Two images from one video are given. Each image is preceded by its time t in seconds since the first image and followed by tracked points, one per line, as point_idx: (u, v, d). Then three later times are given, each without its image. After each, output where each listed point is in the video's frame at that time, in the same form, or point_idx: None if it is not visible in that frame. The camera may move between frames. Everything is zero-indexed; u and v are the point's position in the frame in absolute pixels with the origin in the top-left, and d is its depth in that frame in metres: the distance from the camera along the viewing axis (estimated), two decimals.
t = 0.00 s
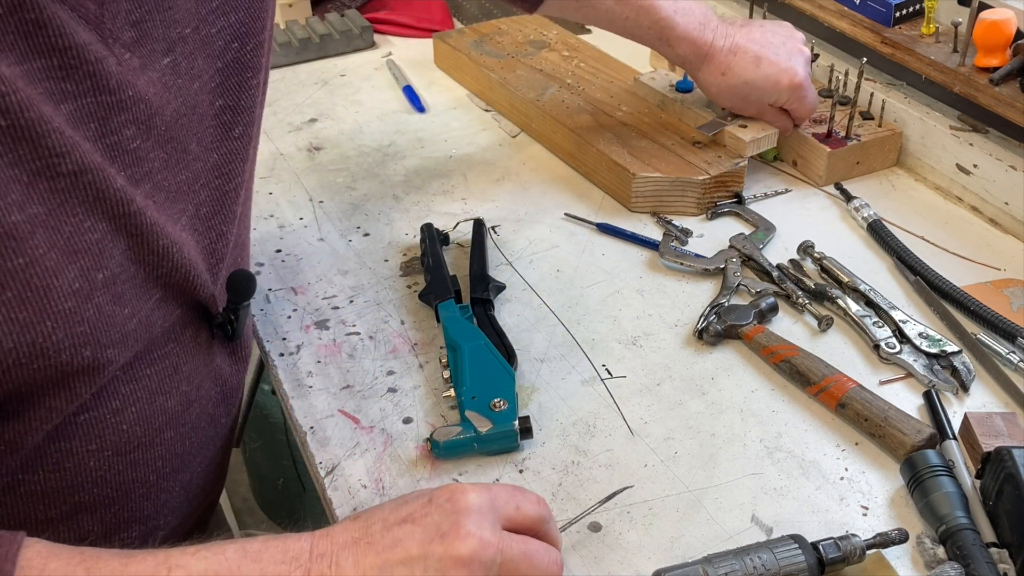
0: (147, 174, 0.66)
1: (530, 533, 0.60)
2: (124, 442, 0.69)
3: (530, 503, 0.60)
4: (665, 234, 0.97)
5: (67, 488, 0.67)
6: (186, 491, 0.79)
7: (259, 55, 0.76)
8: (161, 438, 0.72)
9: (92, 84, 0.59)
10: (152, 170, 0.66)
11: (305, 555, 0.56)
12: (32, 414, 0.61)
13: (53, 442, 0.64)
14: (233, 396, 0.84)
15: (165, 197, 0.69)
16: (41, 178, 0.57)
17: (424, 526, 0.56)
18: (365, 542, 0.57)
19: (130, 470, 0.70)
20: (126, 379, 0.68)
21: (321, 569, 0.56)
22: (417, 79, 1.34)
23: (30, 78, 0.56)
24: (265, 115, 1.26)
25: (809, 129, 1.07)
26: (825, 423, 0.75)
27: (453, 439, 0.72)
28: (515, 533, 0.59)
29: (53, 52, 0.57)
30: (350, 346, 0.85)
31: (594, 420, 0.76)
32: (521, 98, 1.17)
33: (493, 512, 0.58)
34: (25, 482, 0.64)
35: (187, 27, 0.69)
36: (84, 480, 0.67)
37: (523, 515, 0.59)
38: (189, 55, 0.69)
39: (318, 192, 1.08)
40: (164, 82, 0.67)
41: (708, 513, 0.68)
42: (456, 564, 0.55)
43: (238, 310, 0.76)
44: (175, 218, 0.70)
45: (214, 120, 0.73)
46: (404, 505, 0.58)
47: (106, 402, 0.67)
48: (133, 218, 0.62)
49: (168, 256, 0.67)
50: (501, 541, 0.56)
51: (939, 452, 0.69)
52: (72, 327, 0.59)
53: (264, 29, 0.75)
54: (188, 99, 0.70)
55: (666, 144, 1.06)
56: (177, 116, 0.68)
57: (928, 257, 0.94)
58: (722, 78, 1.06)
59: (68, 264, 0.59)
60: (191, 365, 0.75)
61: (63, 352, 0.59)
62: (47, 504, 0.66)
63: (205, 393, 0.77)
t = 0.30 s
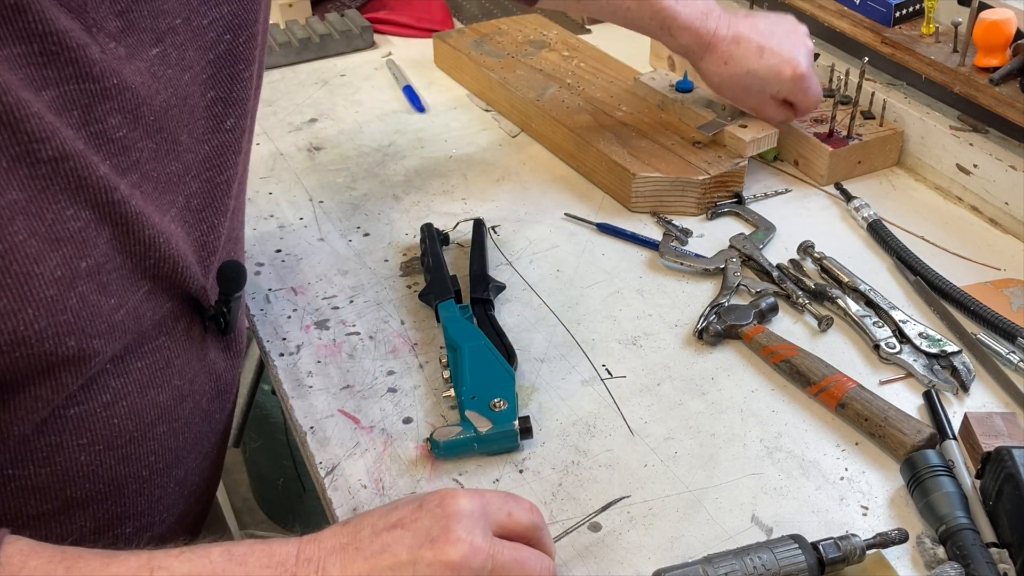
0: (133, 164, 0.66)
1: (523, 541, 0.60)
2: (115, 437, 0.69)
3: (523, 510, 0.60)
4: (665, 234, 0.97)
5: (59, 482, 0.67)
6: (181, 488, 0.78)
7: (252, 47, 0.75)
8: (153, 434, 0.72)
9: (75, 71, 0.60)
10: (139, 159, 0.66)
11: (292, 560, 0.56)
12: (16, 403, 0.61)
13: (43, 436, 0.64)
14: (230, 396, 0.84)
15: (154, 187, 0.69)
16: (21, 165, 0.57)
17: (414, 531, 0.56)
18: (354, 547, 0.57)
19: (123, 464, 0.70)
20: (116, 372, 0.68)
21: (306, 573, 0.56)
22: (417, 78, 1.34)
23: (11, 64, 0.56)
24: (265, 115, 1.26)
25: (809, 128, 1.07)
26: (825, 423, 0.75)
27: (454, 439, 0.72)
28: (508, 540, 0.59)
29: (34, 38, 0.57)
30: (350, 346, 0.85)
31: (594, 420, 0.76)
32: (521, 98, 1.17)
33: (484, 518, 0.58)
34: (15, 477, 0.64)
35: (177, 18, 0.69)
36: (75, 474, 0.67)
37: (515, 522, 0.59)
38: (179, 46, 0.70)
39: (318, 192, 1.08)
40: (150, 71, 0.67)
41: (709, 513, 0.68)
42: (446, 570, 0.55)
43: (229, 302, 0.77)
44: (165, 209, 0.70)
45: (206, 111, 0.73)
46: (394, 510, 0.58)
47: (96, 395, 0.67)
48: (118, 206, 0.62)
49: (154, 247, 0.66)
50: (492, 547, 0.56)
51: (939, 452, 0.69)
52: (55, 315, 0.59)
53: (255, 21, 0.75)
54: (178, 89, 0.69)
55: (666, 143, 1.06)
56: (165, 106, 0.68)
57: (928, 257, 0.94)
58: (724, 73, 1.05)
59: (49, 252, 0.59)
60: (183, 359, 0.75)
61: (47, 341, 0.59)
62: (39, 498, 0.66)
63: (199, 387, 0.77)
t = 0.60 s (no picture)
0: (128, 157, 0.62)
1: (494, 551, 0.57)
2: (133, 428, 0.66)
3: (497, 520, 0.56)
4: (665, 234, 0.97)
5: (78, 475, 0.64)
6: (204, 478, 0.76)
7: (213, 41, 0.71)
8: (170, 425, 0.69)
9: (44, 65, 0.56)
10: (132, 154, 0.62)
11: (258, 559, 0.51)
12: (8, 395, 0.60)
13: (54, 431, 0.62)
14: (247, 387, 0.81)
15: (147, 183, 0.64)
16: None
17: (386, 539, 0.52)
18: (322, 549, 0.52)
19: (144, 455, 0.68)
20: (129, 363, 0.65)
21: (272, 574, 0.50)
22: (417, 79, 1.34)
23: None
24: (265, 115, 1.26)
25: (809, 129, 1.07)
26: (825, 423, 0.75)
27: (453, 439, 0.72)
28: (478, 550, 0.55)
29: None
30: (350, 346, 0.85)
31: (594, 420, 0.76)
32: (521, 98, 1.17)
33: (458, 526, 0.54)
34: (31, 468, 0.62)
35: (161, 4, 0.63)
36: (95, 466, 0.65)
37: (488, 531, 0.56)
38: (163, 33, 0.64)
39: (318, 192, 1.08)
40: (130, 65, 0.62)
41: (709, 513, 0.68)
42: None
43: (233, 297, 0.72)
44: (156, 206, 0.65)
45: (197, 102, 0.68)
46: (366, 512, 0.54)
47: (111, 389, 0.64)
48: (102, 202, 0.59)
49: (145, 240, 0.63)
50: (463, 562, 0.52)
51: (939, 452, 0.69)
52: (42, 313, 0.57)
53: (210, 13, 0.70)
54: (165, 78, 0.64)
55: (666, 143, 1.06)
56: (150, 97, 0.64)
57: (928, 257, 0.94)
58: (642, 260, 0.75)
59: (30, 250, 0.56)
60: (198, 351, 0.72)
61: (31, 339, 0.57)
62: (60, 491, 0.64)
63: (217, 377, 0.74)
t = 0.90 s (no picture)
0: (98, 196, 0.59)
1: (476, 572, 0.56)
2: (100, 471, 0.63)
3: (480, 540, 0.56)
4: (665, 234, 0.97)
5: (42, 517, 0.61)
6: (183, 519, 0.71)
7: (214, 73, 0.70)
8: (144, 467, 0.65)
9: (10, 103, 0.54)
10: (100, 195, 0.59)
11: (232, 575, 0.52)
12: None
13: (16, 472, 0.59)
14: (238, 411, 0.78)
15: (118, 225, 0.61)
16: None
17: (365, 557, 0.52)
18: (300, 566, 0.52)
19: (115, 497, 0.64)
20: (101, 409, 0.61)
21: None
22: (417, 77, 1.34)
23: None
24: (265, 115, 1.26)
25: (809, 128, 1.07)
26: (825, 422, 0.75)
27: (453, 439, 0.72)
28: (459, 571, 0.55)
29: None
30: (350, 346, 0.85)
31: (594, 420, 0.76)
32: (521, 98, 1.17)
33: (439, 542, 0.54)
34: None
35: (150, 43, 0.62)
36: (59, 511, 0.61)
37: (470, 551, 0.56)
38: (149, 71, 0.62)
39: (318, 192, 1.08)
40: (97, 100, 0.60)
41: (709, 513, 0.68)
42: None
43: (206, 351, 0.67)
44: (129, 246, 0.62)
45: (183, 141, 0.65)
46: (346, 528, 0.54)
47: (79, 431, 0.61)
48: (65, 242, 0.56)
49: (112, 282, 0.60)
50: None
51: (939, 452, 0.69)
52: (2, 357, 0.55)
53: (214, 49, 0.69)
54: (141, 117, 0.62)
55: (666, 144, 1.06)
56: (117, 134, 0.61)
57: (928, 257, 0.94)
58: (650, 349, 0.69)
59: None
60: (176, 393, 0.67)
61: None
62: (23, 533, 0.61)
63: (196, 418, 0.70)
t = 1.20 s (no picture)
0: (101, 206, 0.59)
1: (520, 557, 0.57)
2: (113, 484, 0.61)
3: (523, 526, 0.58)
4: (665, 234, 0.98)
5: (57, 535, 0.59)
6: (189, 528, 0.70)
7: (199, 75, 0.68)
8: (154, 477, 0.64)
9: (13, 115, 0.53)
10: (104, 204, 0.59)
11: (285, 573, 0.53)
12: None
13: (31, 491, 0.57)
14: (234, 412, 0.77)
15: (121, 233, 0.60)
16: None
17: (416, 546, 0.53)
18: (352, 560, 0.53)
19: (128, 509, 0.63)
20: (113, 423, 0.60)
21: None
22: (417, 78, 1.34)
23: None
24: (265, 115, 1.26)
25: (809, 128, 1.07)
26: (824, 422, 0.75)
27: (454, 439, 0.72)
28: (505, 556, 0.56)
29: None
30: (350, 346, 0.85)
31: (594, 420, 0.76)
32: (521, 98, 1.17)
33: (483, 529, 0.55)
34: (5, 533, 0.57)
35: (142, 48, 0.61)
36: (74, 526, 0.60)
37: (514, 537, 0.57)
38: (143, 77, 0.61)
39: (318, 192, 1.08)
40: (96, 109, 0.59)
41: (709, 513, 0.68)
42: None
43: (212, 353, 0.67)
44: (130, 254, 0.61)
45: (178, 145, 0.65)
46: (394, 519, 0.55)
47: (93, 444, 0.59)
48: (73, 252, 0.56)
49: (121, 290, 0.59)
50: (494, 565, 0.53)
51: (939, 452, 0.69)
52: (18, 373, 0.53)
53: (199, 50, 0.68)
54: (137, 123, 0.61)
55: (666, 144, 1.06)
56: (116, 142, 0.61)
57: (928, 257, 0.94)
58: (673, 332, 0.71)
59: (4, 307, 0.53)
60: (180, 400, 0.67)
61: (11, 401, 0.53)
62: (37, 552, 0.59)
63: (199, 424, 0.69)
